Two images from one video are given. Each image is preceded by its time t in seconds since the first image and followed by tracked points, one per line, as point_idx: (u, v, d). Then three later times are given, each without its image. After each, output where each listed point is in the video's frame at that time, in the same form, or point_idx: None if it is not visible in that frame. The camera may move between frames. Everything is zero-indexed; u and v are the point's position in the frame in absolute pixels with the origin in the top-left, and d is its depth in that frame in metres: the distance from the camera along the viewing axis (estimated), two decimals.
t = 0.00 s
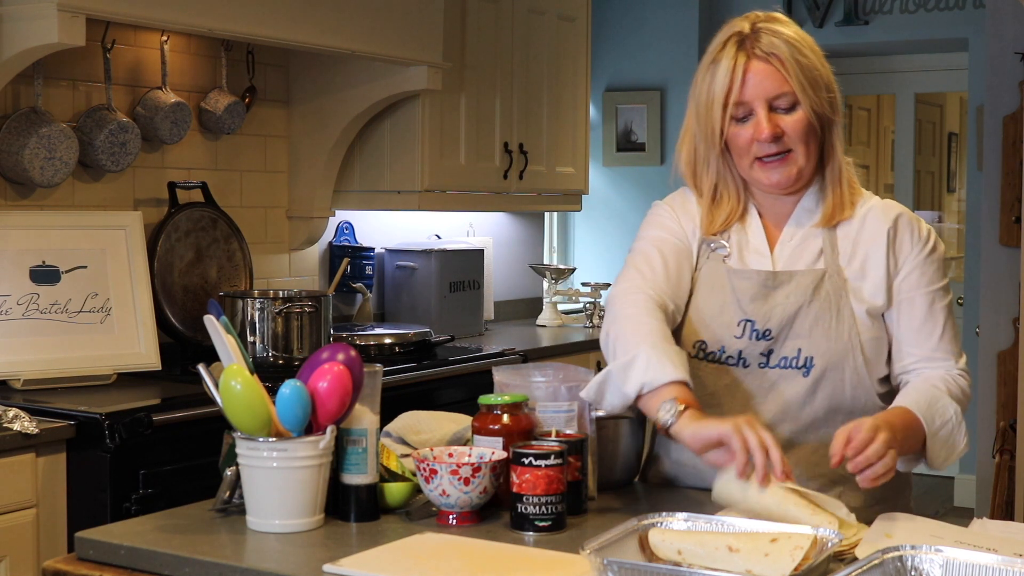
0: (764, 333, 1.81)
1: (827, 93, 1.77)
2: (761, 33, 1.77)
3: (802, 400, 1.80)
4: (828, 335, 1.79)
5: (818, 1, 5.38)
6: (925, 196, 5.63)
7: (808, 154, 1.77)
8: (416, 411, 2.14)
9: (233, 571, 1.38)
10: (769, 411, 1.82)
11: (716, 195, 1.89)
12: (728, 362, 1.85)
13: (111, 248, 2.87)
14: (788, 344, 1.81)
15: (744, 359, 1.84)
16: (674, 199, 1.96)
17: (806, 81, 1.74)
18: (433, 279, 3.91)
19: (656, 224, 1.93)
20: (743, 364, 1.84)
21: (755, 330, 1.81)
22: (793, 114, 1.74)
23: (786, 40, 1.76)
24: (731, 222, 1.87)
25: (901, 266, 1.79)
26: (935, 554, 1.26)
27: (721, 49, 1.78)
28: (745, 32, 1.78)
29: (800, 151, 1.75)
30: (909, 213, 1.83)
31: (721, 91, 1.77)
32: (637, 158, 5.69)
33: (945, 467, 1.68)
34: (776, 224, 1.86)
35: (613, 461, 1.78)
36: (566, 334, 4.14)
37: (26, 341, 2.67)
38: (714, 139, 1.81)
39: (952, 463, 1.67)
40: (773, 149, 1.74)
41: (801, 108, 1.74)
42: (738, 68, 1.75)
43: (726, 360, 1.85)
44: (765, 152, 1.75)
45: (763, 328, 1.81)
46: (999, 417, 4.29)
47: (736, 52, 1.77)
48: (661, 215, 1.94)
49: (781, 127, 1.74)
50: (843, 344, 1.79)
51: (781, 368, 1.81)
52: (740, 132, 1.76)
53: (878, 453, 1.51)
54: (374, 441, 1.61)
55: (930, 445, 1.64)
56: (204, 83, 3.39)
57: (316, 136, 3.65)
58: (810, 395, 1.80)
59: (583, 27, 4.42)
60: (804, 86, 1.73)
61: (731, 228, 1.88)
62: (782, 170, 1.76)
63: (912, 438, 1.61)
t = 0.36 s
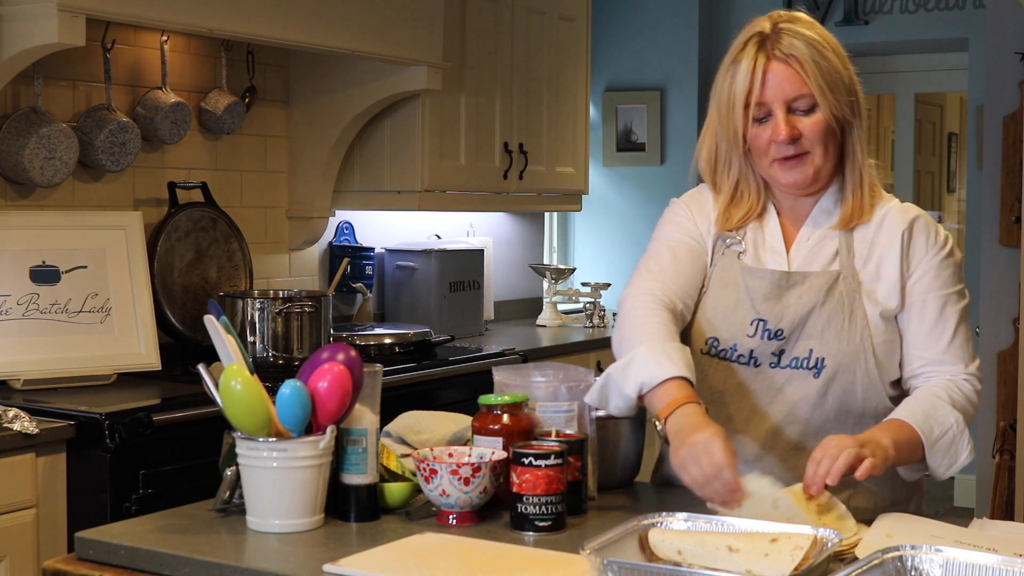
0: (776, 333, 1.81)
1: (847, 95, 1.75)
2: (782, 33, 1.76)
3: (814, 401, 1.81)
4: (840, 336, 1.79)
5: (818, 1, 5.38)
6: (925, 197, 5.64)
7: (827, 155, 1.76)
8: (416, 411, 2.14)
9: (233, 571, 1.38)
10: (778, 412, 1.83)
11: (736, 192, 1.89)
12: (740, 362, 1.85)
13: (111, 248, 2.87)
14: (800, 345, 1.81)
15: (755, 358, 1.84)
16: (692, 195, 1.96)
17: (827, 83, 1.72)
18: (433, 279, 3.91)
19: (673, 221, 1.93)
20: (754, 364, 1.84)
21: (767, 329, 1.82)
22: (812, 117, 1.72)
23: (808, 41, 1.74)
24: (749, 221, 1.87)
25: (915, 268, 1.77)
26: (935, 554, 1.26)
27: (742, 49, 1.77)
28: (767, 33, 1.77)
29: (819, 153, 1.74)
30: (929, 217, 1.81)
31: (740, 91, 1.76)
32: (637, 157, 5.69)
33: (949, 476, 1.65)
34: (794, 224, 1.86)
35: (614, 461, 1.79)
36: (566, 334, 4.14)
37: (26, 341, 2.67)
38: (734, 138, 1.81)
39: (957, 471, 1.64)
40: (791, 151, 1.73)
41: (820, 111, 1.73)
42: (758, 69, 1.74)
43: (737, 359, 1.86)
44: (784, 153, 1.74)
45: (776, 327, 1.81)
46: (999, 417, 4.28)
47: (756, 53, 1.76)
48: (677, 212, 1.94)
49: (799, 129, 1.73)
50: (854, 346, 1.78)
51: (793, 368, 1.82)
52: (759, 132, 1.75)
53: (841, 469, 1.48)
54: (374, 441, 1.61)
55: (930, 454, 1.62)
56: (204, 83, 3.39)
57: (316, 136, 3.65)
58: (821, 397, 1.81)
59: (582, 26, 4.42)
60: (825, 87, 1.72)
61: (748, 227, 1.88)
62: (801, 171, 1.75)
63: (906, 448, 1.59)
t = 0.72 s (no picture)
0: (789, 324, 1.85)
1: (839, 91, 1.76)
2: (772, 35, 1.80)
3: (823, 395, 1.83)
4: (851, 329, 1.82)
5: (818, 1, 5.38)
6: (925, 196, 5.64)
7: (820, 154, 1.78)
8: (416, 411, 2.14)
9: (233, 571, 1.38)
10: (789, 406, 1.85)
11: (755, 187, 1.93)
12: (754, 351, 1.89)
13: (111, 248, 2.87)
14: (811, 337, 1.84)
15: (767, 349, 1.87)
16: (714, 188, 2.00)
17: (811, 84, 1.75)
18: (433, 279, 3.91)
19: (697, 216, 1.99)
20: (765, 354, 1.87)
21: (780, 320, 1.86)
22: (796, 119, 1.76)
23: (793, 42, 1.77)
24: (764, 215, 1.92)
25: (936, 262, 1.79)
26: (935, 554, 1.27)
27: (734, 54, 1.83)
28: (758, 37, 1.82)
29: (806, 151, 1.77)
30: (951, 210, 1.82)
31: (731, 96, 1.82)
32: (637, 158, 5.69)
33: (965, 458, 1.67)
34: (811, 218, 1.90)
35: (612, 460, 1.78)
36: (566, 334, 4.14)
37: (26, 341, 2.67)
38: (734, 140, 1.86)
39: (972, 453, 1.65)
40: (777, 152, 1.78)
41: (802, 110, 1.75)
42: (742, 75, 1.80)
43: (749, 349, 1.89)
44: (773, 155, 1.79)
45: (788, 318, 1.85)
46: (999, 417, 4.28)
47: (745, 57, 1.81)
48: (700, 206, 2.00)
49: (783, 130, 1.76)
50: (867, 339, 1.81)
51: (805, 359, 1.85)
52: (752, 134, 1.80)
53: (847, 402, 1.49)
54: (374, 441, 1.61)
55: (948, 427, 1.65)
56: (204, 83, 3.39)
57: (315, 137, 3.65)
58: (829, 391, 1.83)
59: (582, 26, 4.42)
60: (808, 88, 1.74)
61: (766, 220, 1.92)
62: (791, 171, 1.79)
63: (919, 413, 1.62)
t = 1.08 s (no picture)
0: (768, 320, 1.94)
1: (818, 105, 1.82)
2: (764, 50, 1.89)
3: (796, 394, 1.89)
4: (821, 332, 1.86)
5: (818, 2, 5.38)
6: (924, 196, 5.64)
7: (807, 164, 1.87)
8: (417, 411, 2.14)
9: (233, 571, 1.38)
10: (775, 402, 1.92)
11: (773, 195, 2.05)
12: (742, 346, 1.99)
13: (111, 248, 2.87)
14: (787, 337, 1.91)
15: (752, 344, 1.96)
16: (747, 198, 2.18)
17: (789, 99, 1.83)
18: (433, 279, 3.91)
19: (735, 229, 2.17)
20: (751, 349, 1.96)
21: (762, 315, 1.95)
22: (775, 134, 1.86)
23: (779, 58, 1.86)
24: (782, 219, 2.04)
25: (917, 266, 1.77)
26: (935, 554, 1.27)
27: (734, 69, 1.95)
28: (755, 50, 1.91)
29: (791, 164, 1.87)
30: (950, 217, 1.76)
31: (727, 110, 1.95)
32: (637, 158, 5.69)
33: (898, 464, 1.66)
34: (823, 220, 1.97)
35: (610, 459, 1.78)
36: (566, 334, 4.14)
37: (27, 341, 2.67)
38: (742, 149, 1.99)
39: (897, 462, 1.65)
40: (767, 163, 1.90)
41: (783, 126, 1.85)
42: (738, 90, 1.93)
43: (741, 344, 1.99)
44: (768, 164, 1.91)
45: (768, 313, 1.94)
46: (999, 417, 4.27)
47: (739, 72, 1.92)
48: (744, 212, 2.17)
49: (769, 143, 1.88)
50: (836, 343, 1.85)
51: (778, 357, 1.92)
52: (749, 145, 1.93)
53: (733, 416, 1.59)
54: (374, 441, 1.61)
55: (874, 435, 1.65)
56: (204, 83, 3.39)
57: (315, 137, 3.65)
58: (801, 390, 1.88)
59: (582, 26, 4.42)
60: (784, 105, 1.83)
61: (785, 223, 2.04)
62: (784, 180, 1.90)
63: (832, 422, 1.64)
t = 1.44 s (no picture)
0: (721, 320, 2.04)
1: (791, 107, 1.86)
2: (738, 52, 1.92)
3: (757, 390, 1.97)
4: (767, 330, 1.95)
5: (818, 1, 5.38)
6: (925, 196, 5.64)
7: (781, 163, 1.91)
8: (416, 411, 2.14)
9: (233, 571, 1.38)
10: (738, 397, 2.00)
11: (748, 196, 2.11)
12: (705, 346, 2.08)
13: (111, 248, 2.87)
14: (740, 335, 2.00)
15: (713, 344, 2.06)
16: (731, 193, 2.20)
17: (763, 102, 1.86)
18: (433, 279, 3.91)
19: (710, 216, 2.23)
20: (713, 349, 2.06)
21: (718, 317, 2.05)
22: (751, 136, 1.89)
23: (752, 61, 1.89)
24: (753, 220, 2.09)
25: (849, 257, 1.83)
26: (936, 554, 1.27)
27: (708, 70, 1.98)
28: (729, 52, 1.94)
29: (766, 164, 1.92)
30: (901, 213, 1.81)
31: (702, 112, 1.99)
32: (637, 158, 5.69)
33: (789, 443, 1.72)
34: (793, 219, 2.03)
35: (610, 459, 1.78)
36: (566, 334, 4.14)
37: (27, 341, 2.67)
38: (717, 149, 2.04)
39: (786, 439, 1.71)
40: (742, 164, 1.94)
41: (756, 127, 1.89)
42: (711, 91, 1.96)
43: (705, 346, 2.08)
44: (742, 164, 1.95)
45: (722, 314, 2.04)
46: (999, 417, 4.27)
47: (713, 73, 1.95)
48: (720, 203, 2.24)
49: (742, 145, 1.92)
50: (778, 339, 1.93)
51: (735, 355, 2.01)
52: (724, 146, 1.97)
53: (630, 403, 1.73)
54: (374, 441, 1.60)
55: (768, 416, 1.72)
56: (204, 83, 3.39)
57: (315, 137, 3.65)
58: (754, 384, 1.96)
59: (582, 26, 4.42)
60: (758, 107, 1.87)
61: (757, 223, 2.10)
62: (759, 179, 1.95)
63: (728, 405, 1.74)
